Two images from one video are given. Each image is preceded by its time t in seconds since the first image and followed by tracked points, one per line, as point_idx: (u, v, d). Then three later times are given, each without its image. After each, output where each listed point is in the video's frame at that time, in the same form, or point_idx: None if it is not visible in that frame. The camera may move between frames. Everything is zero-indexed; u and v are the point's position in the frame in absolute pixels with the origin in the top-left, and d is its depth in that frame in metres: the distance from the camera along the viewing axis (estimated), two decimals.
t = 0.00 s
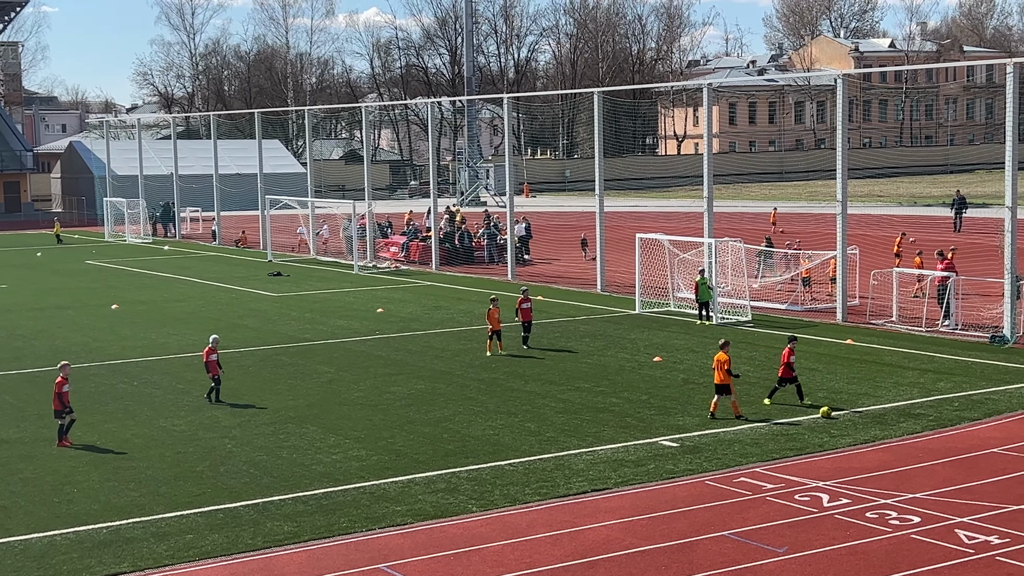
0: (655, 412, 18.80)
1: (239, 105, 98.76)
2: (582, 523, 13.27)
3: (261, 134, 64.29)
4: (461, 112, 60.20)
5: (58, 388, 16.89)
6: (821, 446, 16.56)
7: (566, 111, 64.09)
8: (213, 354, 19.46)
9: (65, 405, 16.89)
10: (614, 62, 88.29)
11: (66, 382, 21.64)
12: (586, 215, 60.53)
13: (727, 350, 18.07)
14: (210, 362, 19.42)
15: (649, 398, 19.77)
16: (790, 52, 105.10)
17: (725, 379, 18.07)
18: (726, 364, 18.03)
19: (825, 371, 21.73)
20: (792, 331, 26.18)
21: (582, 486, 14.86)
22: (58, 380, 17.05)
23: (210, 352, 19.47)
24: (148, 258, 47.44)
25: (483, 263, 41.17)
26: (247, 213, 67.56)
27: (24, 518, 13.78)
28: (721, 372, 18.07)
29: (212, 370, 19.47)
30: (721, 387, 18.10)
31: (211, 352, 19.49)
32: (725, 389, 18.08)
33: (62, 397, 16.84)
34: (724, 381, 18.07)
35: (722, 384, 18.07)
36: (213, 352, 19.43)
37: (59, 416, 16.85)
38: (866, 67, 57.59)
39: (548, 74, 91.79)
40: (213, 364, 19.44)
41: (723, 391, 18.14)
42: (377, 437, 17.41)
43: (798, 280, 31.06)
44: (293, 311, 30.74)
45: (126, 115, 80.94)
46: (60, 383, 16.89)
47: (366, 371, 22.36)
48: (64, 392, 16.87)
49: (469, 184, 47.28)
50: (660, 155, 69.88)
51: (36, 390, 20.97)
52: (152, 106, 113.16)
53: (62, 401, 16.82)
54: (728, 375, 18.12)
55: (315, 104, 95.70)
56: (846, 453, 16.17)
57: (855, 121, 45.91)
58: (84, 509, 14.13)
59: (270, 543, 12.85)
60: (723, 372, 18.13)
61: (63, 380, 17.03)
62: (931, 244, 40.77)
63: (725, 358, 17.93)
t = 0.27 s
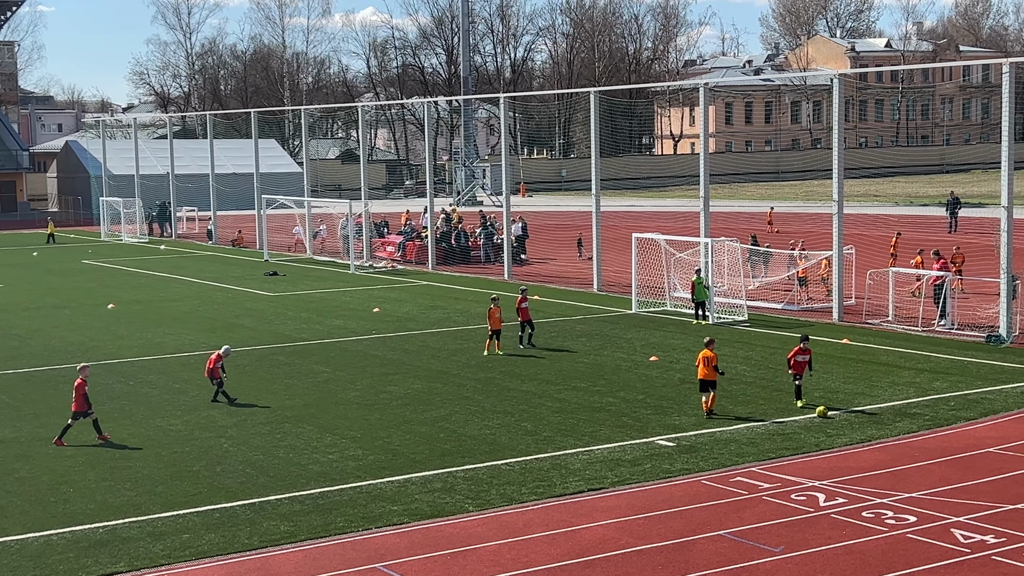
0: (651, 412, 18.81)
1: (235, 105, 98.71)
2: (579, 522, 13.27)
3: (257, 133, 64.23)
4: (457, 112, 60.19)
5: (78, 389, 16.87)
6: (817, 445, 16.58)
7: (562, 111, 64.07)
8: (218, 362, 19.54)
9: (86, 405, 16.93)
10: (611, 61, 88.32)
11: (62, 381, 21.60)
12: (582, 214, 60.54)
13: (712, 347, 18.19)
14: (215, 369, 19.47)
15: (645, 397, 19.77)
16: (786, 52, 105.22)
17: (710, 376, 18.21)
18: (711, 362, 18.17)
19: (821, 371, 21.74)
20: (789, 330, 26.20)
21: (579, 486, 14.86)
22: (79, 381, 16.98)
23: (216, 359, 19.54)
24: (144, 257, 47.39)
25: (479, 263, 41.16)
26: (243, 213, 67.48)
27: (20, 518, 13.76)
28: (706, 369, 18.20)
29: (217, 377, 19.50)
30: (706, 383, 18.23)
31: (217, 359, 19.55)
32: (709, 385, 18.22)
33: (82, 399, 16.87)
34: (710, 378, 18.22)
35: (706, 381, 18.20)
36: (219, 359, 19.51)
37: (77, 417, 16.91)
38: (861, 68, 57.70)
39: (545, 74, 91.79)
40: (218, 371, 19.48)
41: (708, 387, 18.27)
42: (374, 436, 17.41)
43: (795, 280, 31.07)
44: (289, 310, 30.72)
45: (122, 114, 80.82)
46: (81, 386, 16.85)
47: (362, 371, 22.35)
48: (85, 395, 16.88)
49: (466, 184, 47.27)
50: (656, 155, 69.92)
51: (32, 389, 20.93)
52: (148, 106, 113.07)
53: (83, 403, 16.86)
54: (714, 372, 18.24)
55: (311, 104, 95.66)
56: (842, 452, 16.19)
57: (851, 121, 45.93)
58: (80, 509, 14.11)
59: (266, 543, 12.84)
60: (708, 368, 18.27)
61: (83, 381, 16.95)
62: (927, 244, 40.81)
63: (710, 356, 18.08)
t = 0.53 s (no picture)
0: (649, 410, 18.82)
1: (232, 104, 98.77)
2: (577, 521, 13.28)
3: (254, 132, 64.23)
4: (455, 111, 60.22)
5: (91, 381, 16.90)
6: (815, 444, 16.59)
7: (560, 110, 64.12)
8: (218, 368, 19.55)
9: (94, 399, 17.00)
10: (608, 60, 88.40)
11: (60, 380, 21.58)
12: (580, 213, 60.56)
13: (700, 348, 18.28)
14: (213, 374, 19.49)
15: (642, 396, 19.78)
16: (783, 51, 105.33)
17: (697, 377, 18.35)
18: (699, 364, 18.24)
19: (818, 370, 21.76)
20: (786, 329, 26.20)
21: (576, 484, 14.87)
22: (92, 372, 17.01)
23: (218, 365, 19.54)
24: (141, 256, 47.36)
25: (477, 262, 41.16)
26: (241, 212, 67.49)
27: (17, 516, 13.75)
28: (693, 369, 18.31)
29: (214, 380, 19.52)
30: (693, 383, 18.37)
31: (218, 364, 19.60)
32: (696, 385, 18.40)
33: (91, 393, 16.94)
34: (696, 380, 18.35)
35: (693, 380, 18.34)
36: (220, 366, 19.52)
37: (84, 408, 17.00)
38: (858, 67, 57.78)
39: (542, 73, 91.86)
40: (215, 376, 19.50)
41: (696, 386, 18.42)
42: (371, 435, 17.41)
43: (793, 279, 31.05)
44: (287, 309, 30.71)
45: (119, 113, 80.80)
46: (92, 380, 16.88)
47: (359, 370, 22.35)
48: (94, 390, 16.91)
49: (463, 183, 47.27)
50: (654, 154, 69.96)
51: (29, 388, 20.92)
52: (145, 104, 113.02)
53: (92, 396, 16.92)
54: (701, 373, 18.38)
55: (308, 103, 95.65)
56: (839, 451, 16.20)
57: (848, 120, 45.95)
58: (77, 508, 14.10)
59: (264, 542, 12.83)
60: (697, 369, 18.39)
61: (96, 375, 16.97)
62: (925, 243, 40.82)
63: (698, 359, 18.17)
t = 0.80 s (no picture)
0: (646, 410, 18.82)
1: (230, 102, 98.82)
2: (574, 520, 13.27)
3: (252, 131, 64.19)
4: (453, 110, 60.22)
5: (94, 379, 16.86)
6: (812, 443, 16.58)
7: (558, 109, 64.14)
8: (217, 367, 19.52)
9: (97, 397, 16.97)
10: (607, 59, 88.44)
11: (57, 379, 21.57)
12: (578, 212, 60.56)
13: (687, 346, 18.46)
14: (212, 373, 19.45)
15: (640, 395, 19.77)
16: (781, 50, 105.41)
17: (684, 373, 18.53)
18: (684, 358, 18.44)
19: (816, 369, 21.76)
20: (784, 329, 26.20)
21: (574, 483, 14.86)
22: (96, 370, 16.96)
23: (217, 363, 19.51)
24: (139, 255, 47.34)
25: (474, 261, 41.14)
26: (239, 210, 67.48)
27: (14, 516, 13.72)
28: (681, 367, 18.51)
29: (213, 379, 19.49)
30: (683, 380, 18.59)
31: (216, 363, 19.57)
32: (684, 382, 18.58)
33: (95, 391, 16.91)
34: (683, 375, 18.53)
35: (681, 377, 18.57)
36: (219, 364, 19.49)
37: (88, 406, 16.98)
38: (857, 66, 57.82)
39: (540, 72, 91.86)
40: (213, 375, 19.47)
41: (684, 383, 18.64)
42: (369, 434, 17.39)
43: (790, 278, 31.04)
44: (284, 308, 30.70)
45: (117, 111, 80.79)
46: (96, 379, 16.84)
47: (357, 368, 22.35)
48: (99, 388, 16.88)
49: (461, 182, 47.25)
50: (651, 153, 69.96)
51: (27, 387, 20.91)
52: (143, 103, 112.95)
53: (96, 394, 16.89)
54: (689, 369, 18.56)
55: (306, 101, 95.59)
56: (837, 451, 16.19)
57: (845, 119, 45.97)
58: (74, 506, 14.08)
59: (261, 541, 12.81)
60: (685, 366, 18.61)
61: (101, 373, 16.93)
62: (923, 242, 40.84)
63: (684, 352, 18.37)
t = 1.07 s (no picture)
0: (645, 409, 18.80)
1: (229, 101, 98.78)
2: (572, 519, 13.27)
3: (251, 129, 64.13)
4: (451, 109, 60.16)
5: (94, 380, 16.83)
6: (810, 443, 16.58)
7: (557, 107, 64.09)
8: (216, 363, 19.46)
9: (100, 398, 16.93)
10: (605, 59, 88.37)
11: (55, 377, 21.54)
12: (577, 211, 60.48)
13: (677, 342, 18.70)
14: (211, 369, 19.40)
15: (638, 395, 19.76)
16: (780, 49, 105.37)
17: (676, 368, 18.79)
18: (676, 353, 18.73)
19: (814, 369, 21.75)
20: (784, 328, 26.19)
21: (571, 482, 14.86)
22: (95, 372, 16.94)
23: (215, 360, 19.45)
24: (137, 254, 47.25)
25: (473, 260, 41.09)
26: (237, 209, 67.36)
27: (12, 514, 13.71)
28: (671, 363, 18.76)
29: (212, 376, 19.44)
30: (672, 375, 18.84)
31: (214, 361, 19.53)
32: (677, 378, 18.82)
33: (97, 392, 16.86)
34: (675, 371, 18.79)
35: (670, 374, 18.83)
36: (218, 360, 19.42)
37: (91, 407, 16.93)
38: (855, 65, 57.79)
39: (539, 71, 91.78)
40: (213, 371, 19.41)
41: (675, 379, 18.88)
42: (367, 433, 17.39)
43: (788, 277, 31.03)
44: (282, 307, 30.66)
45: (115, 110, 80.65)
46: (96, 379, 16.82)
47: (356, 367, 22.33)
48: (100, 388, 16.86)
49: (460, 181, 47.18)
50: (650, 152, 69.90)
51: (25, 385, 20.87)
52: (141, 101, 112.83)
53: (97, 395, 16.86)
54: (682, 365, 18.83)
55: (305, 101, 95.51)
56: (835, 450, 16.19)
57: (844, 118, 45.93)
58: (72, 505, 14.07)
59: (259, 540, 12.80)
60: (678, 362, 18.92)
61: (99, 373, 16.91)
62: (921, 242, 40.84)
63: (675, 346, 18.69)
